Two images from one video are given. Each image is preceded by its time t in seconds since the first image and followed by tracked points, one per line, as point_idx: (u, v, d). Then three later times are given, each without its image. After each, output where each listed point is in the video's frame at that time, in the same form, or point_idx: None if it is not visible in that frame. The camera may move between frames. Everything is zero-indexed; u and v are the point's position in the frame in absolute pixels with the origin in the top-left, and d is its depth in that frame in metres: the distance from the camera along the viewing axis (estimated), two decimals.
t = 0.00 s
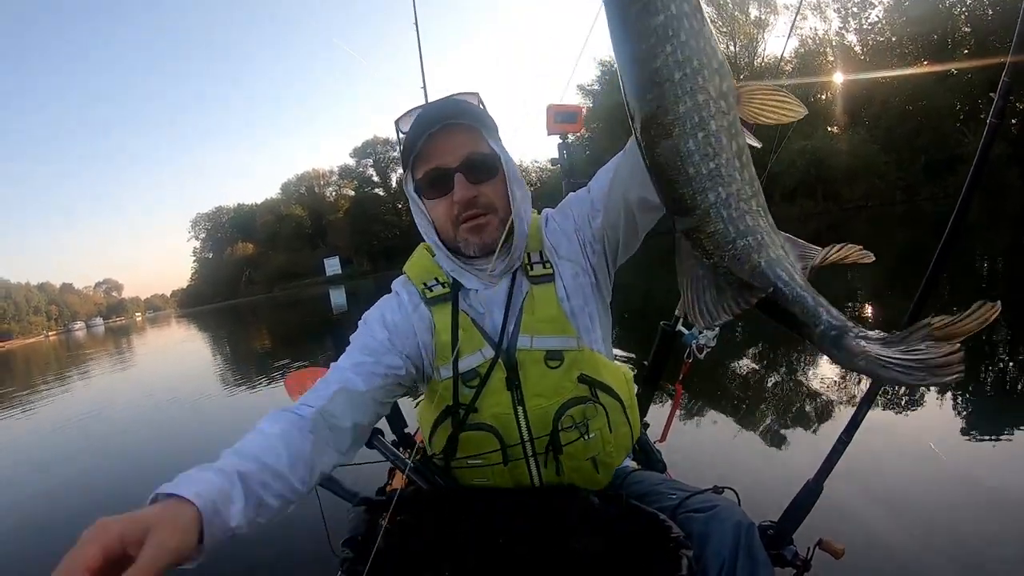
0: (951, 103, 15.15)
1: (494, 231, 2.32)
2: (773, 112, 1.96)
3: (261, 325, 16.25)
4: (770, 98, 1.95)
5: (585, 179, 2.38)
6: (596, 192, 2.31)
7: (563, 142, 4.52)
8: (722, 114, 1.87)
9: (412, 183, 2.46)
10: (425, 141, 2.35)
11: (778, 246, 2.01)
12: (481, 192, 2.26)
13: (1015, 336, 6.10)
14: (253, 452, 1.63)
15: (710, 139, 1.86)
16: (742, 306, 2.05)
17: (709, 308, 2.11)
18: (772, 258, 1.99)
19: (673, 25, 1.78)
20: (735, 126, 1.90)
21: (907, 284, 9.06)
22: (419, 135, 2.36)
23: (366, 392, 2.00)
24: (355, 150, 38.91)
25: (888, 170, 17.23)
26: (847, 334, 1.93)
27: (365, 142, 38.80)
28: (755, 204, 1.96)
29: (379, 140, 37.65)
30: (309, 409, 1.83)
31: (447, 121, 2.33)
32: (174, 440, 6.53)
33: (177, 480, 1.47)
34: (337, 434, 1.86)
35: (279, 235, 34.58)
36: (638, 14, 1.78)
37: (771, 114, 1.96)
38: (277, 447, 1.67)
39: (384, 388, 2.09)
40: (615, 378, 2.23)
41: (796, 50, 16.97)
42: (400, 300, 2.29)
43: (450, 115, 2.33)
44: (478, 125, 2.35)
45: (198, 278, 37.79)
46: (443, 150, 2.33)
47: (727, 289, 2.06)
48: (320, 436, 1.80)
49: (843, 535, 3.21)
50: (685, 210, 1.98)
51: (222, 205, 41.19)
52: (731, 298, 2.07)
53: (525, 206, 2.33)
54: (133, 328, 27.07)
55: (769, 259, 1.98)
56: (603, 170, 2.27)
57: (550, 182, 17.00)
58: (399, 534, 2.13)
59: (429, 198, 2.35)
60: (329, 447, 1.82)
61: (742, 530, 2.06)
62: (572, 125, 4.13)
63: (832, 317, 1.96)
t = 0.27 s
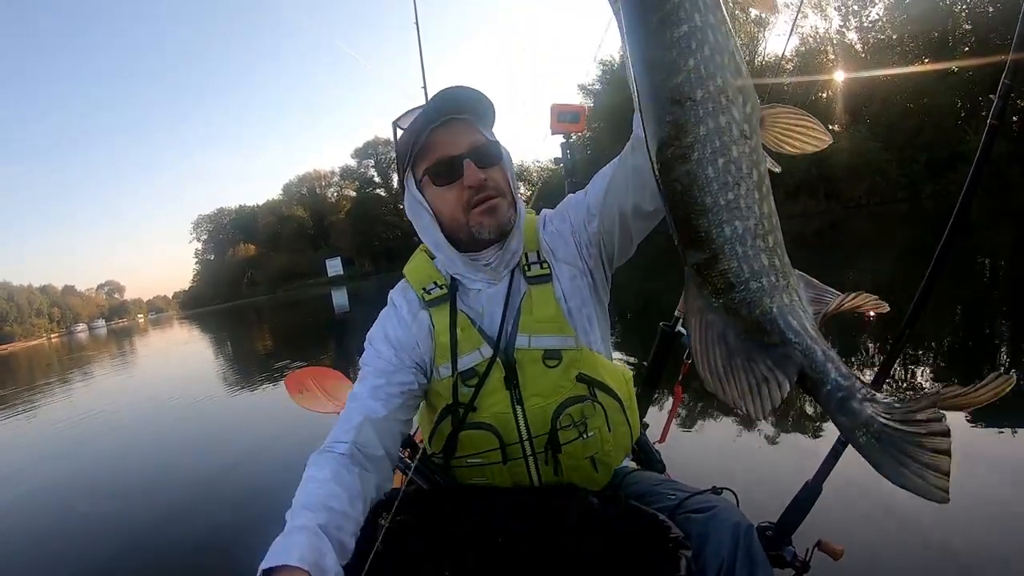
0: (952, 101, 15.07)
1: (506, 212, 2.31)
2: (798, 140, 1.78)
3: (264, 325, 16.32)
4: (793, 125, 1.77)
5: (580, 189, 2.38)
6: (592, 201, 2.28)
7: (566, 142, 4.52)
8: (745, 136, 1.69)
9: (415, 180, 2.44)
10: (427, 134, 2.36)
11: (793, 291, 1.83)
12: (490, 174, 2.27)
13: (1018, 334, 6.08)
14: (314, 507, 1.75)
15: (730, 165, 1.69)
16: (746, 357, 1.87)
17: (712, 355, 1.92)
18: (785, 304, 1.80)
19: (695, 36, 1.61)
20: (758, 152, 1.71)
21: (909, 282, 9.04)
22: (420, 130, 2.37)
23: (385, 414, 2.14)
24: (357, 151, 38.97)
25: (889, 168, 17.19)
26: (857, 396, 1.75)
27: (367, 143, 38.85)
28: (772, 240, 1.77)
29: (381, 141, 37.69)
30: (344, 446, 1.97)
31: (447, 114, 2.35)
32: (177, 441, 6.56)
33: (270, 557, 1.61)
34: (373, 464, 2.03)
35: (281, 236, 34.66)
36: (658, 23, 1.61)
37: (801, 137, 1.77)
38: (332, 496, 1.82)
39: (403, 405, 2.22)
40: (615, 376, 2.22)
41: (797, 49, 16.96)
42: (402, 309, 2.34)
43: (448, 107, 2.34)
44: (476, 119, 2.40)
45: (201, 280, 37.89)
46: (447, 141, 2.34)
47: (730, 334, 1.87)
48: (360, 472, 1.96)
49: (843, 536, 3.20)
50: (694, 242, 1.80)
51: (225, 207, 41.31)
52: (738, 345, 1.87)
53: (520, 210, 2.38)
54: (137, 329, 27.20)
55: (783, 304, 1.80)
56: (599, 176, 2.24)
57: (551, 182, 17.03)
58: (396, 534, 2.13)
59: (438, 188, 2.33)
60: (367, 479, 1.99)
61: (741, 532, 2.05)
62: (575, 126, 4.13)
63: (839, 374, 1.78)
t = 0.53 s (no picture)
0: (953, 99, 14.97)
1: (502, 212, 2.36)
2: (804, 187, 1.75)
3: (266, 326, 16.34)
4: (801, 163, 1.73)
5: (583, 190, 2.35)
6: (596, 206, 2.26)
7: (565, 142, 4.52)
8: (747, 182, 1.65)
9: (414, 181, 2.48)
10: (424, 137, 2.42)
11: (799, 348, 1.72)
12: (486, 175, 2.32)
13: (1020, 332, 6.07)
14: (320, 517, 1.75)
15: (731, 215, 1.66)
16: (743, 416, 1.82)
17: (708, 411, 1.88)
18: (788, 360, 1.71)
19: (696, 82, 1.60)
20: (762, 197, 1.67)
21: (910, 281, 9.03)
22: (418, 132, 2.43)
23: (388, 413, 2.13)
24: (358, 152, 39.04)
25: (890, 166, 17.15)
26: (863, 464, 1.61)
27: (368, 144, 38.89)
28: (776, 293, 1.70)
29: (382, 142, 37.73)
30: (346, 445, 1.97)
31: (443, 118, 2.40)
32: (178, 442, 6.57)
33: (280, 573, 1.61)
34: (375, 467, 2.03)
35: (282, 237, 34.70)
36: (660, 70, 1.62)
37: (809, 181, 1.74)
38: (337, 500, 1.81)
39: (405, 403, 2.23)
40: (614, 375, 2.21)
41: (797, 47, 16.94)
42: (403, 308, 2.34)
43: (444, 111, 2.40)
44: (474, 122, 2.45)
45: (202, 281, 37.94)
46: (443, 144, 2.39)
47: (723, 391, 1.83)
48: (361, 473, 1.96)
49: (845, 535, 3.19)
50: (693, 297, 1.78)
51: (226, 208, 41.38)
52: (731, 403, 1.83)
53: (518, 210, 2.39)
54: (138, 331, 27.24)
55: (786, 362, 1.71)
56: (601, 182, 2.21)
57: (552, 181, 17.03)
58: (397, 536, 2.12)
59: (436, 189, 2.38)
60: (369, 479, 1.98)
61: (743, 532, 2.05)
62: (574, 127, 4.13)
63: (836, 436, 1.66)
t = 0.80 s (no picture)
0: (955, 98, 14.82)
1: (480, 238, 2.35)
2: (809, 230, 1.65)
3: (268, 326, 16.38)
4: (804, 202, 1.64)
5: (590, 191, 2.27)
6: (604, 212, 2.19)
7: (562, 142, 4.51)
8: (747, 230, 1.59)
9: (400, 195, 2.50)
10: (408, 151, 2.40)
11: (780, 399, 1.71)
12: (465, 200, 2.31)
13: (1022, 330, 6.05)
14: (309, 533, 1.76)
15: (730, 263, 1.60)
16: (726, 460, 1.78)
17: (684, 443, 1.80)
18: (769, 412, 1.69)
19: (702, 126, 1.52)
20: (765, 243, 1.61)
21: (912, 280, 9.03)
22: (402, 146, 2.41)
23: (385, 418, 2.13)
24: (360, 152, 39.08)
25: (892, 165, 17.13)
26: (819, 522, 1.68)
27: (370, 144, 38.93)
28: (766, 341, 1.67)
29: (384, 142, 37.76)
30: (342, 450, 1.97)
31: (429, 134, 2.37)
32: (180, 442, 6.59)
33: None
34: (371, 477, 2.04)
35: (284, 237, 34.75)
36: (665, 113, 1.54)
37: (815, 221, 1.63)
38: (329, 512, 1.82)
39: (402, 408, 2.21)
40: (616, 379, 2.22)
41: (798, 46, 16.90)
42: (401, 313, 2.33)
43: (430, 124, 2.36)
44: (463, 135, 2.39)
45: (204, 281, 38.00)
46: (427, 159, 2.38)
47: (702, 424, 1.78)
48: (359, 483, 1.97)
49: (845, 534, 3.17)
50: (679, 330, 1.72)
51: (228, 208, 41.46)
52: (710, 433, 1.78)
53: (519, 214, 2.37)
54: (141, 331, 27.31)
55: (767, 414, 1.69)
56: (613, 186, 2.15)
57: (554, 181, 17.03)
58: (402, 537, 2.13)
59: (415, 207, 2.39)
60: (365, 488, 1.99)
61: (746, 530, 2.04)
62: (570, 127, 4.12)
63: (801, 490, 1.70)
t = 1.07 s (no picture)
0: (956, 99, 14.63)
1: (470, 247, 2.32)
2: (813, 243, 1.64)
3: (270, 326, 16.39)
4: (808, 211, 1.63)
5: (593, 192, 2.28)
6: (608, 211, 2.21)
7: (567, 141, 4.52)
8: (750, 246, 1.60)
9: (388, 204, 2.49)
10: (396, 158, 2.38)
11: (788, 418, 1.71)
12: (454, 209, 2.30)
13: None
14: (263, 525, 1.82)
15: (731, 279, 1.61)
16: (734, 482, 1.77)
17: (698, 472, 1.78)
18: (777, 430, 1.69)
19: (701, 138, 1.52)
20: (766, 256, 1.63)
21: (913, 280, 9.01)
22: (389, 154, 2.39)
23: (368, 428, 2.15)
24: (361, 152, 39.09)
25: (893, 165, 17.10)
26: (833, 541, 1.72)
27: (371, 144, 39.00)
28: (771, 357, 1.67)
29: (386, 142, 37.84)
30: (317, 457, 2.01)
31: (417, 141, 2.36)
32: (183, 442, 6.59)
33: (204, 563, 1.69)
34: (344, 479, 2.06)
35: (286, 237, 34.80)
36: (663, 124, 1.54)
37: (820, 232, 1.62)
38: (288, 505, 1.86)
39: (386, 418, 2.22)
40: (617, 384, 2.23)
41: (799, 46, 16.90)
42: (396, 320, 2.33)
43: (418, 132, 2.34)
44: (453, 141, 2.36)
45: (206, 281, 38.05)
46: (415, 168, 2.37)
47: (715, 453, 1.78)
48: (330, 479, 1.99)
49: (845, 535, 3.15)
50: (684, 353, 1.72)
51: (230, 209, 41.52)
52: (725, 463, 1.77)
53: (516, 217, 2.38)
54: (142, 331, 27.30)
55: (774, 433, 1.69)
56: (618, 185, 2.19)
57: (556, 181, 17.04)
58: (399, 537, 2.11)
59: (406, 216, 2.38)
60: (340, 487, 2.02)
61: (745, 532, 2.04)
62: (578, 125, 4.13)
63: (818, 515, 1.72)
